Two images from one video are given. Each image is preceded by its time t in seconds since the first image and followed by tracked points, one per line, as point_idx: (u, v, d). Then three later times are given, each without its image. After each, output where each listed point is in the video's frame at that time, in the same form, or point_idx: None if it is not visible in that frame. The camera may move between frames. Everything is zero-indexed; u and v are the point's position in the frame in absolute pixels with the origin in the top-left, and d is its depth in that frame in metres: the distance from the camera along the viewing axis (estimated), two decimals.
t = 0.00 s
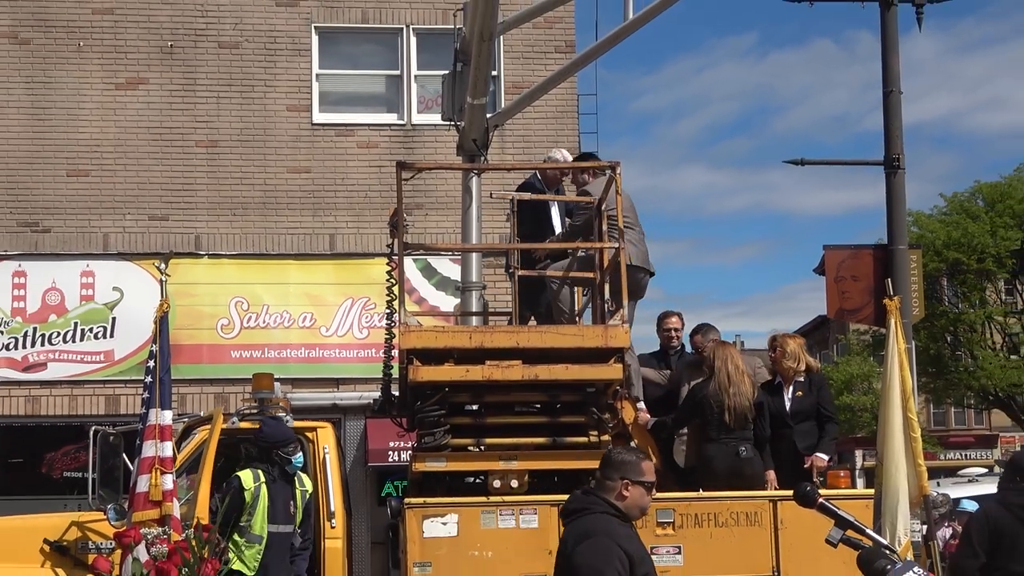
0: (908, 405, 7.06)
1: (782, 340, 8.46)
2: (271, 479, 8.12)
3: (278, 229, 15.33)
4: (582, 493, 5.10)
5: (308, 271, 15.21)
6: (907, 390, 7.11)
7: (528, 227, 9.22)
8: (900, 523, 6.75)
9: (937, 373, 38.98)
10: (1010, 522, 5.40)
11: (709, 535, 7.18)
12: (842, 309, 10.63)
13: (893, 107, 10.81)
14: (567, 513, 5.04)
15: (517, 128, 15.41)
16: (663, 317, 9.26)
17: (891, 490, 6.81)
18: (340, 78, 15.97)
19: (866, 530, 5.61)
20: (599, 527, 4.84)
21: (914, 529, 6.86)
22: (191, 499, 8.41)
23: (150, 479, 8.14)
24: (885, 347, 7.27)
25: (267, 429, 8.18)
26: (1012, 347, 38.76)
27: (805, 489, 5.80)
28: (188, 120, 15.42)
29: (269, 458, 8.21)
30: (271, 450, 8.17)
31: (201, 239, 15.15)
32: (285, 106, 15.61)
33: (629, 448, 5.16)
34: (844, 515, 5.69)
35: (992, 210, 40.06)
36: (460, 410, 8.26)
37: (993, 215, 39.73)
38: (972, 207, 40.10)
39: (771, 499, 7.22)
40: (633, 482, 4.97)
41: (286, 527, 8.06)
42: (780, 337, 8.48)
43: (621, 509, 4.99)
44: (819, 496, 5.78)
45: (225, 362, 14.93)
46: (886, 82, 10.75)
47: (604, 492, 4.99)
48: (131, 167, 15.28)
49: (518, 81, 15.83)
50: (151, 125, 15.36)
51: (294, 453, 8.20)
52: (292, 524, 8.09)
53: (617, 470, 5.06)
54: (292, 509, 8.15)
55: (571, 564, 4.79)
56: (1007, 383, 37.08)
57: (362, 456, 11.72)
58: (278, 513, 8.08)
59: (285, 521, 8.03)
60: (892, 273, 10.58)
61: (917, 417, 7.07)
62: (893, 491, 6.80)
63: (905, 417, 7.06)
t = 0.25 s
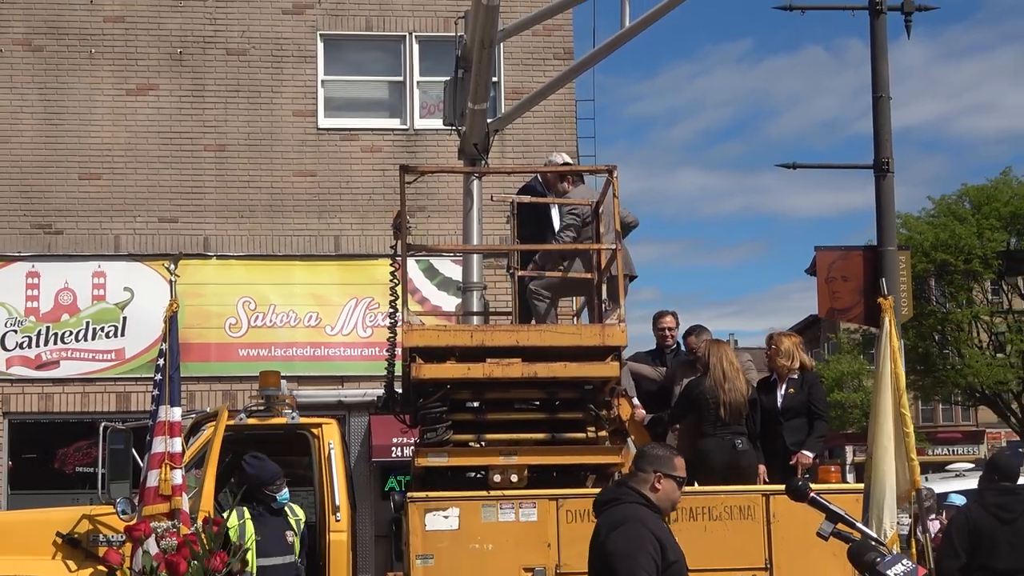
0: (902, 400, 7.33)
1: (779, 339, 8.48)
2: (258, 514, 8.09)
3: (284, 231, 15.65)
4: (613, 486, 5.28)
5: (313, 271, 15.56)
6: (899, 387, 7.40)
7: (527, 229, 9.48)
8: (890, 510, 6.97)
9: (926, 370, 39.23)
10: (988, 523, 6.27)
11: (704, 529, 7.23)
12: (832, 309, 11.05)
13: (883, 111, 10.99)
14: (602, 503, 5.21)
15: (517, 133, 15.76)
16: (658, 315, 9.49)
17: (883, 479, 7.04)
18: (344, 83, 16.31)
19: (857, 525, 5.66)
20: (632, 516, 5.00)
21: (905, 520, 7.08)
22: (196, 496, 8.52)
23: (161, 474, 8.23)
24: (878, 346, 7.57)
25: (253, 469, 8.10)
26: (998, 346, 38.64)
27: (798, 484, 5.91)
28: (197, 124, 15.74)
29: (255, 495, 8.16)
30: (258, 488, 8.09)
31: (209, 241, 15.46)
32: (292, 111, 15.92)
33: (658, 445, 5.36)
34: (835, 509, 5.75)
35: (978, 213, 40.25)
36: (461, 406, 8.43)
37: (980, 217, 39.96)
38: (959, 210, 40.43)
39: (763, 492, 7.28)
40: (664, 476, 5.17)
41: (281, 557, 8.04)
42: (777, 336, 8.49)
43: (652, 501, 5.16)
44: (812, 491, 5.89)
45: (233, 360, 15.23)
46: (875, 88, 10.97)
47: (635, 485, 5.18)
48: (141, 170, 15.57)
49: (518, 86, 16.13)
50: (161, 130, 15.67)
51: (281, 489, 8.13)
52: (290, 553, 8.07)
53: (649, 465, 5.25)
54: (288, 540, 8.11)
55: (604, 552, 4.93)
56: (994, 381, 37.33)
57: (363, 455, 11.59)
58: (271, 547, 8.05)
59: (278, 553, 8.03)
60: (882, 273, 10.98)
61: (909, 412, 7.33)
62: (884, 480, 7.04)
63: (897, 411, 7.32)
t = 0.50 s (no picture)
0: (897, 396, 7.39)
1: (773, 336, 8.54)
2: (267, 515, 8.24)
3: (291, 233, 15.97)
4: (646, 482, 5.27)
5: (318, 271, 15.91)
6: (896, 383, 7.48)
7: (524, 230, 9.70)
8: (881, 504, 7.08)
9: (914, 368, 39.28)
10: (964, 516, 6.96)
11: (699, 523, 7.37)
12: (824, 308, 11.57)
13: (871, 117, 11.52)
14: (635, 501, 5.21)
15: (516, 138, 16.10)
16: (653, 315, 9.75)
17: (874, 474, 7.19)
18: (349, 89, 16.60)
19: (848, 517, 5.54)
20: (673, 510, 5.01)
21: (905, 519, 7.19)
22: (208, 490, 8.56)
23: (170, 468, 8.18)
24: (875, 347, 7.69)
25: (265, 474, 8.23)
26: (983, 344, 38.97)
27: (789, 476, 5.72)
28: (206, 130, 16.03)
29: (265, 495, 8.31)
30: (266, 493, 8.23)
31: (218, 243, 15.79)
32: (298, 116, 16.23)
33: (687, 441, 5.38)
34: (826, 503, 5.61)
35: (964, 215, 40.56)
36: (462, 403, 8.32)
37: (966, 219, 40.30)
38: (946, 212, 40.81)
39: (757, 487, 7.39)
40: (699, 470, 5.18)
41: (292, 558, 8.20)
42: (771, 334, 8.55)
43: (689, 496, 5.17)
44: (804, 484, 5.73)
45: (242, 359, 15.58)
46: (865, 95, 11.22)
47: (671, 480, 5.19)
48: (152, 175, 15.88)
49: (517, 92, 16.42)
50: (171, 135, 15.97)
51: (290, 490, 8.25)
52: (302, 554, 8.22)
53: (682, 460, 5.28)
54: (301, 541, 8.25)
55: (649, 545, 4.92)
56: (980, 378, 37.59)
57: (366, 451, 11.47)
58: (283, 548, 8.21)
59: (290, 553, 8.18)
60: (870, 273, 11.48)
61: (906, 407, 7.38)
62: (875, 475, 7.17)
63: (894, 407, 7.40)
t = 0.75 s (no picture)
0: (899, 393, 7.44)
1: (771, 335, 8.41)
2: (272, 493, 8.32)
3: (293, 234, 16.03)
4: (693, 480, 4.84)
5: (319, 271, 15.99)
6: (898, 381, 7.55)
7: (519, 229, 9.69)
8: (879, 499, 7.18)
9: (911, 367, 39.30)
10: (961, 513, 7.01)
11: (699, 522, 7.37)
12: (822, 308, 11.70)
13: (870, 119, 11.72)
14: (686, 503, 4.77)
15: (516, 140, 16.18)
16: (652, 316, 9.69)
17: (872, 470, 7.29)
18: (350, 91, 16.67)
19: (846, 516, 5.43)
20: (734, 509, 4.64)
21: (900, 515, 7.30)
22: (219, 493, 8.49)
23: (173, 468, 8.25)
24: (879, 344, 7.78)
25: (318, 469, 6.91)
26: (980, 343, 38.98)
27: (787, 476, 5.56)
28: (208, 131, 16.09)
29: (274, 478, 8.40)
30: (314, 492, 6.88)
31: (220, 244, 15.86)
32: (300, 118, 16.30)
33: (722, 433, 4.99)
34: (824, 501, 5.50)
35: (961, 215, 40.64)
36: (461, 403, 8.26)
37: (962, 219, 40.36)
38: (942, 212, 40.88)
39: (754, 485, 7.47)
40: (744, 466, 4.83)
41: (337, 566, 6.77)
42: (769, 332, 8.44)
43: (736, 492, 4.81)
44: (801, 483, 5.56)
45: (244, 359, 15.66)
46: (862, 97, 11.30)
47: (721, 476, 4.81)
48: (154, 176, 15.94)
49: (517, 95, 16.50)
50: (174, 137, 16.04)
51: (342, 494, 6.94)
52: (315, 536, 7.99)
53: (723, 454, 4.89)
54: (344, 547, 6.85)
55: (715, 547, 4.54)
56: (977, 376, 37.62)
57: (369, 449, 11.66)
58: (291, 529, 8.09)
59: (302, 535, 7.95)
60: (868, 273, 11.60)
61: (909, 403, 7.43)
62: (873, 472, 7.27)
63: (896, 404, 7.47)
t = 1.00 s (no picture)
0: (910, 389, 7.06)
1: (770, 334, 8.28)
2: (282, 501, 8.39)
3: (293, 234, 16.05)
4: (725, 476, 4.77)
5: (319, 271, 16.01)
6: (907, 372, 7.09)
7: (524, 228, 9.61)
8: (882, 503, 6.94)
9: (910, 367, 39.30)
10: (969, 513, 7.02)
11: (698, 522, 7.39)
12: (821, 308, 11.78)
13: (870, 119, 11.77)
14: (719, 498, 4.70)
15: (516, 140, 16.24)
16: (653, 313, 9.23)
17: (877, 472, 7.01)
18: (350, 91, 16.69)
19: (846, 515, 5.43)
20: (775, 508, 4.61)
21: (911, 512, 7.04)
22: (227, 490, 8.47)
23: (173, 468, 8.24)
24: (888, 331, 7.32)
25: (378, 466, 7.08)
26: (980, 343, 38.98)
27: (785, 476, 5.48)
28: (209, 131, 16.11)
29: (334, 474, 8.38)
30: (377, 486, 7.05)
31: (220, 244, 15.88)
32: (300, 119, 16.32)
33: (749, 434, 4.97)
34: (822, 500, 5.50)
35: (960, 215, 40.66)
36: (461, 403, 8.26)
37: (962, 220, 40.35)
38: (942, 212, 40.87)
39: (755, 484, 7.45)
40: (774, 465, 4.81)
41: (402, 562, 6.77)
42: (769, 330, 8.31)
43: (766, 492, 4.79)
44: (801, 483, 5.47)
45: (244, 359, 15.68)
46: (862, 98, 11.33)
47: (751, 474, 4.75)
48: (154, 176, 15.96)
49: (517, 95, 16.51)
50: (174, 137, 16.06)
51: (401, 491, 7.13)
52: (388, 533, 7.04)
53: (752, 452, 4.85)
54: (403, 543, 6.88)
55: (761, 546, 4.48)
56: (976, 376, 37.61)
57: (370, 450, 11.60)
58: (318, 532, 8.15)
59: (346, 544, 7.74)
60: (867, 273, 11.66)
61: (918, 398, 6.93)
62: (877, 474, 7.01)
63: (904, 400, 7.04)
